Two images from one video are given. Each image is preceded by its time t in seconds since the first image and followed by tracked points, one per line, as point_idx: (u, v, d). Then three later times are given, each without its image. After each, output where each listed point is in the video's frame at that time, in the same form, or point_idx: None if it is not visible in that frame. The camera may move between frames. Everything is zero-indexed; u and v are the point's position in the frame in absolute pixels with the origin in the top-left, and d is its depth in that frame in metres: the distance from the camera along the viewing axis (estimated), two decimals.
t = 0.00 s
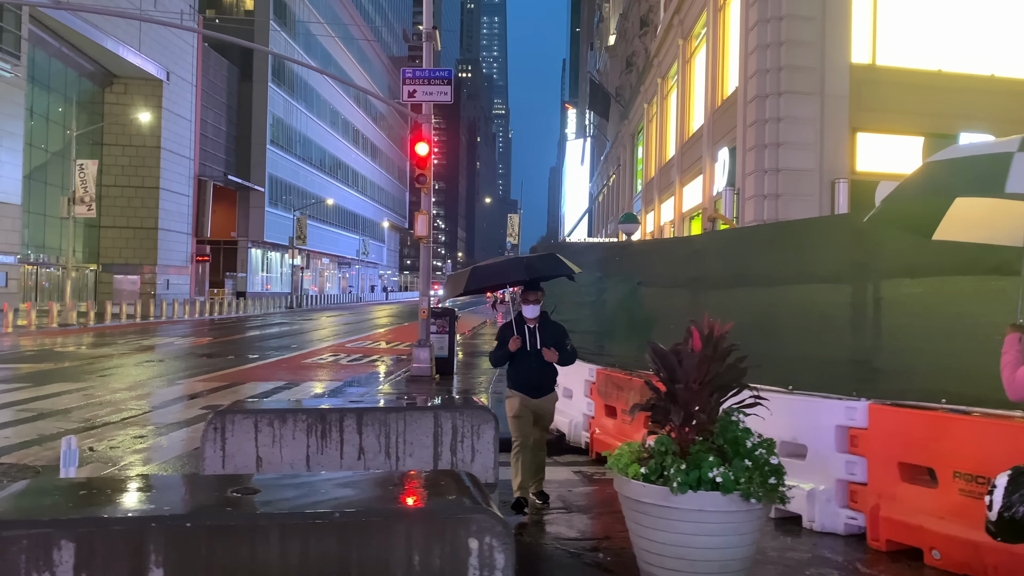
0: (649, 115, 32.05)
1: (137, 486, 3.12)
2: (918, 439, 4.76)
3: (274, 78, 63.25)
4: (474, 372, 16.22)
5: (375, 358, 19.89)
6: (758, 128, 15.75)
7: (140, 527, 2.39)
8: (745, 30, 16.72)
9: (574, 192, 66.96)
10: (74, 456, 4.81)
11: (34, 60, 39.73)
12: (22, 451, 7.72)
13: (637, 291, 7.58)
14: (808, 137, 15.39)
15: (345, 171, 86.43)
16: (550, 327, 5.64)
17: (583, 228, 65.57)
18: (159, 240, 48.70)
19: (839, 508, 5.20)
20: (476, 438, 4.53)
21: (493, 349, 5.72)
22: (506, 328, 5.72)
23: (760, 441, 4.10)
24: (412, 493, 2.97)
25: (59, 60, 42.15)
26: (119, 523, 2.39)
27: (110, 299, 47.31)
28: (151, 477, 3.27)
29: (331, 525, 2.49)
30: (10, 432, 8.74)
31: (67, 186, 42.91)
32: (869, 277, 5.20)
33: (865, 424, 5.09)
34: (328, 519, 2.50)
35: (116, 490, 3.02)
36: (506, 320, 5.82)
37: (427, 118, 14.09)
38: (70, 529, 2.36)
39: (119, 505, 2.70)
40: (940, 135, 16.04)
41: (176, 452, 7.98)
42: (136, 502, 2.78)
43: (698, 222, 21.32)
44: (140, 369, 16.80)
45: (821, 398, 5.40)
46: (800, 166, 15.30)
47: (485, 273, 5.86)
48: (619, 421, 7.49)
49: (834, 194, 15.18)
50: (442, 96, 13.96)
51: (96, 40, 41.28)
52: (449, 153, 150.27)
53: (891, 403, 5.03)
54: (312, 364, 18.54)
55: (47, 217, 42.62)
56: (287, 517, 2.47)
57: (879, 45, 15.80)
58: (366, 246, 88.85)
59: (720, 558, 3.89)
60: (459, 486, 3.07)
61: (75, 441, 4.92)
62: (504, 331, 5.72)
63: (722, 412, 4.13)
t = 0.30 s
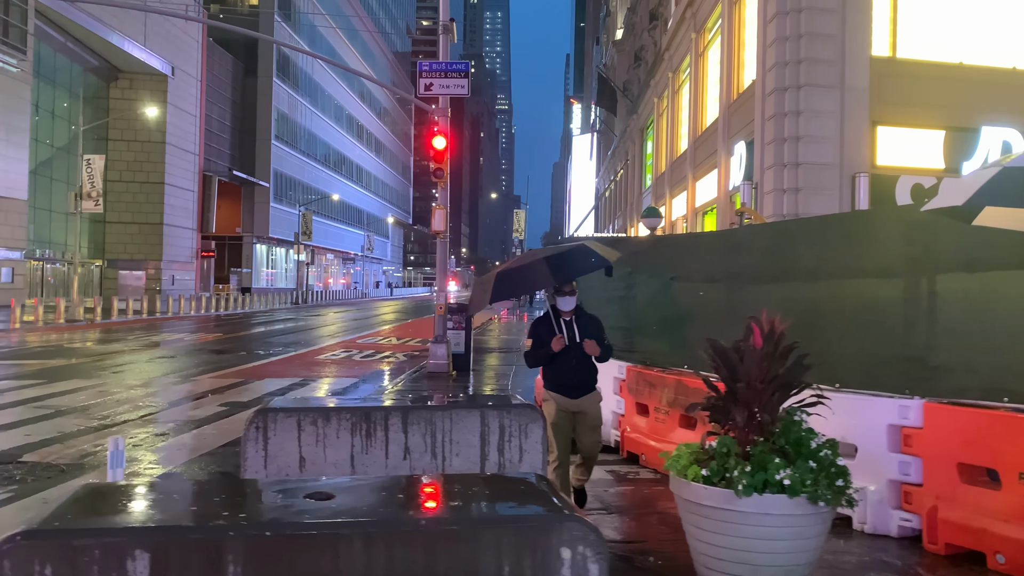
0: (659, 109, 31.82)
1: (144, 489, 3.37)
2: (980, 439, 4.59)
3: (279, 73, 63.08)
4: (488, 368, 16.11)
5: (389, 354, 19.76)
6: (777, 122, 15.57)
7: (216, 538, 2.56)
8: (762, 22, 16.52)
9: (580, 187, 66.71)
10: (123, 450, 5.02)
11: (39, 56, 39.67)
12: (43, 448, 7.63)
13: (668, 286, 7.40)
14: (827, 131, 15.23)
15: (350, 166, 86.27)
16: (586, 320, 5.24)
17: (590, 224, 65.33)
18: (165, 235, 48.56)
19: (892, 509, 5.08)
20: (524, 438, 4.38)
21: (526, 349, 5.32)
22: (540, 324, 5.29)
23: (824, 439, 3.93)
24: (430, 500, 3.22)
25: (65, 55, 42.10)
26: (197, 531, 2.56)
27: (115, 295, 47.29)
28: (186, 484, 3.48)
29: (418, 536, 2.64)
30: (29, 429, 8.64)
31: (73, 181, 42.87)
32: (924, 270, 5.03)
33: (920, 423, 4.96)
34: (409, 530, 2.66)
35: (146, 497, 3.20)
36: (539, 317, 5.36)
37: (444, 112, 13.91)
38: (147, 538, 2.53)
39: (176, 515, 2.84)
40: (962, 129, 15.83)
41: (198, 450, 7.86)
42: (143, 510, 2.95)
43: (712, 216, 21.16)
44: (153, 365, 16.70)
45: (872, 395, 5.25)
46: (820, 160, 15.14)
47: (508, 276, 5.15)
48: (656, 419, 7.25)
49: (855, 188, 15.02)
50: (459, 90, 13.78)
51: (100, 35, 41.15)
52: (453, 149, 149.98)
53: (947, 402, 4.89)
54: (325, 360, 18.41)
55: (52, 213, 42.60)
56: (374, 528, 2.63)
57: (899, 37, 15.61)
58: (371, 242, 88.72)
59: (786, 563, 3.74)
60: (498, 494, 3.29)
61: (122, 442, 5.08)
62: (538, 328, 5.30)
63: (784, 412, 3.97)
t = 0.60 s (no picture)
0: (669, 104, 31.68)
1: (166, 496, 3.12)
2: None
3: (285, 69, 62.88)
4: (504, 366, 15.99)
5: (402, 352, 19.63)
6: (797, 117, 15.41)
7: (299, 553, 2.33)
8: (781, 17, 16.33)
9: (586, 183, 66.52)
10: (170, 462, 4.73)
11: (46, 52, 39.62)
12: (64, 447, 7.50)
13: (702, 283, 7.26)
14: (849, 126, 15.05)
15: (355, 163, 86.16)
16: (637, 326, 4.94)
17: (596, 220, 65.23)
18: (171, 232, 48.43)
19: (946, 515, 4.94)
20: (574, 442, 4.23)
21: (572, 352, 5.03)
22: (589, 326, 4.96)
23: (889, 444, 3.79)
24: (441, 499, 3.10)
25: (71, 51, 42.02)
26: (277, 547, 2.34)
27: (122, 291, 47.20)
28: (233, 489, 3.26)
29: (512, 552, 2.40)
30: (47, 427, 8.50)
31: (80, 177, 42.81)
32: (979, 268, 4.88)
33: (976, 426, 4.81)
34: (505, 546, 2.42)
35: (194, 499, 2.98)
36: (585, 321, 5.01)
37: (462, 107, 13.78)
38: (226, 554, 2.31)
39: (243, 526, 2.62)
40: (984, 124, 15.66)
41: (220, 451, 7.70)
42: (205, 518, 2.73)
43: (727, 212, 21.01)
44: (166, 363, 16.61)
45: (924, 397, 5.13)
46: (840, 155, 14.96)
47: (557, 275, 4.84)
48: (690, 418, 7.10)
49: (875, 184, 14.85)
50: (476, 85, 13.63)
51: (107, 31, 41.01)
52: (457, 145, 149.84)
53: (1003, 404, 4.77)
54: (339, 357, 18.26)
55: (59, 209, 42.56)
56: (464, 542, 2.40)
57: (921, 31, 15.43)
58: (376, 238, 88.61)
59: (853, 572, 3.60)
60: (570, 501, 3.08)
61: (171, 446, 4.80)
62: (590, 333, 4.94)
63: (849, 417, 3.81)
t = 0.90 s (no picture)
0: (681, 99, 31.46)
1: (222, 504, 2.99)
2: None
3: (291, 65, 62.67)
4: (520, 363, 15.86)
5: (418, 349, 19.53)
6: (817, 110, 15.18)
7: (389, 559, 2.23)
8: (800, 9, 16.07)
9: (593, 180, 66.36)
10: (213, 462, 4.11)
11: (54, 48, 39.62)
12: (84, 446, 7.35)
13: (737, 277, 7.09)
14: (871, 119, 14.82)
15: (361, 160, 86.10)
16: (698, 310, 4.28)
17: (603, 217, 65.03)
18: (178, 228, 48.31)
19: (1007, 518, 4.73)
20: (625, 441, 4.04)
21: (628, 340, 4.33)
22: (646, 310, 4.30)
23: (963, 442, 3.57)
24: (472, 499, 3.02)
25: (78, 47, 41.94)
26: (361, 558, 2.22)
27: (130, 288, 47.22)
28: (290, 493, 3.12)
29: (613, 561, 2.29)
30: (65, 426, 8.35)
31: (87, 174, 42.76)
32: None
33: None
34: (606, 556, 2.31)
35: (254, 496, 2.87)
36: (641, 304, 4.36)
37: (479, 100, 13.60)
38: (307, 566, 2.19)
39: (311, 532, 2.51)
40: (1006, 117, 15.49)
41: (243, 449, 7.54)
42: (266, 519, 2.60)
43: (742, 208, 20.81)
44: (179, 359, 16.50)
45: (984, 393, 4.93)
46: (861, 149, 14.74)
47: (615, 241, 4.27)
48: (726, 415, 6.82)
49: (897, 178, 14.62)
50: (494, 77, 13.43)
51: (113, 26, 40.89)
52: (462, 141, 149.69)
53: None
54: (353, 354, 18.13)
55: (67, 206, 42.53)
56: (561, 552, 2.31)
57: (944, 23, 15.18)
58: (383, 235, 88.51)
59: None
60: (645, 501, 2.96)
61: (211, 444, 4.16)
62: (647, 315, 4.28)
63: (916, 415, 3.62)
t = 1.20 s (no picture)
0: (692, 95, 31.20)
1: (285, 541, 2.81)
2: None
3: (297, 62, 62.42)
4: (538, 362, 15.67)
5: (432, 347, 19.40)
6: (838, 105, 14.93)
7: None
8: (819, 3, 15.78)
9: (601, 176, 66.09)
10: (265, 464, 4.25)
11: (60, 45, 39.51)
12: (104, 450, 7.18)
13: (773, 276, 6.87)
14: (893, 114, 14.57)
15: (367, 156, 85.96)
16: (764, 316, 3.86)
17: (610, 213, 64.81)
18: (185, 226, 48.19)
19: None
20: (683, 450, 3.86)
21: (690, 357, 3.90)
22: (708, 322, 3.88)
23: None
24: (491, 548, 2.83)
25: (85, 44, 41.81)
26: None
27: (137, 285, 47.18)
28: (332, 530, 2.96)
29: None
30: (83, 428, 8.19)
31: (94, 171, 42.68)
32: None
33: None
34: None
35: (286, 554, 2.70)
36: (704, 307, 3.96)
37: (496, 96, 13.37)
38: None
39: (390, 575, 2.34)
40: None
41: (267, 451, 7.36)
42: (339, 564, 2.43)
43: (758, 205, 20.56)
44: (191, 358, 16.33)
45: None
46: (884, 145, 14.49)
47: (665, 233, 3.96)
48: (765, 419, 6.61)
49: (922, 174, 14.42)
50: (511, 72, 13.20)
51: (120, 23, 40.72)
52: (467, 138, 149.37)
53: None
54: (367, 352, 17.95)
55: (74, 202, 42.43)
56: None
57: (966, 16, 14.93)
58: (389, 232, 88.36)
59: None
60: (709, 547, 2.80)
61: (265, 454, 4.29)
62: (707, 327, 3.85)
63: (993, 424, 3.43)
